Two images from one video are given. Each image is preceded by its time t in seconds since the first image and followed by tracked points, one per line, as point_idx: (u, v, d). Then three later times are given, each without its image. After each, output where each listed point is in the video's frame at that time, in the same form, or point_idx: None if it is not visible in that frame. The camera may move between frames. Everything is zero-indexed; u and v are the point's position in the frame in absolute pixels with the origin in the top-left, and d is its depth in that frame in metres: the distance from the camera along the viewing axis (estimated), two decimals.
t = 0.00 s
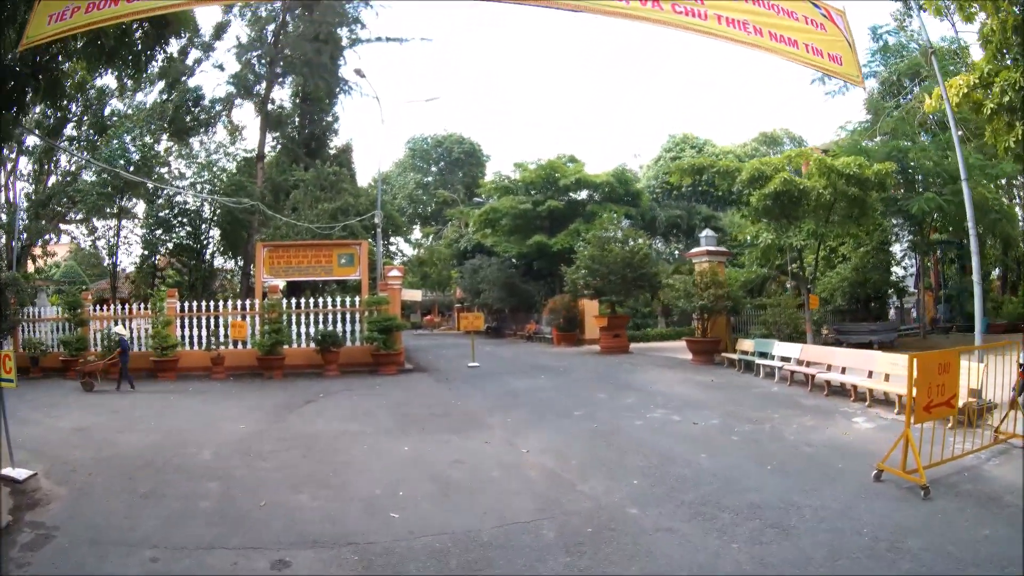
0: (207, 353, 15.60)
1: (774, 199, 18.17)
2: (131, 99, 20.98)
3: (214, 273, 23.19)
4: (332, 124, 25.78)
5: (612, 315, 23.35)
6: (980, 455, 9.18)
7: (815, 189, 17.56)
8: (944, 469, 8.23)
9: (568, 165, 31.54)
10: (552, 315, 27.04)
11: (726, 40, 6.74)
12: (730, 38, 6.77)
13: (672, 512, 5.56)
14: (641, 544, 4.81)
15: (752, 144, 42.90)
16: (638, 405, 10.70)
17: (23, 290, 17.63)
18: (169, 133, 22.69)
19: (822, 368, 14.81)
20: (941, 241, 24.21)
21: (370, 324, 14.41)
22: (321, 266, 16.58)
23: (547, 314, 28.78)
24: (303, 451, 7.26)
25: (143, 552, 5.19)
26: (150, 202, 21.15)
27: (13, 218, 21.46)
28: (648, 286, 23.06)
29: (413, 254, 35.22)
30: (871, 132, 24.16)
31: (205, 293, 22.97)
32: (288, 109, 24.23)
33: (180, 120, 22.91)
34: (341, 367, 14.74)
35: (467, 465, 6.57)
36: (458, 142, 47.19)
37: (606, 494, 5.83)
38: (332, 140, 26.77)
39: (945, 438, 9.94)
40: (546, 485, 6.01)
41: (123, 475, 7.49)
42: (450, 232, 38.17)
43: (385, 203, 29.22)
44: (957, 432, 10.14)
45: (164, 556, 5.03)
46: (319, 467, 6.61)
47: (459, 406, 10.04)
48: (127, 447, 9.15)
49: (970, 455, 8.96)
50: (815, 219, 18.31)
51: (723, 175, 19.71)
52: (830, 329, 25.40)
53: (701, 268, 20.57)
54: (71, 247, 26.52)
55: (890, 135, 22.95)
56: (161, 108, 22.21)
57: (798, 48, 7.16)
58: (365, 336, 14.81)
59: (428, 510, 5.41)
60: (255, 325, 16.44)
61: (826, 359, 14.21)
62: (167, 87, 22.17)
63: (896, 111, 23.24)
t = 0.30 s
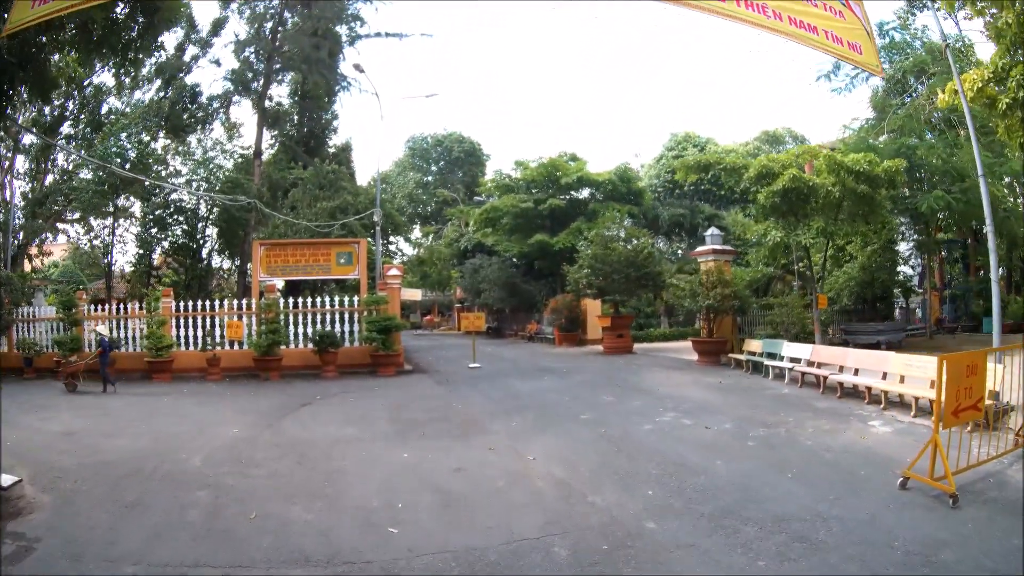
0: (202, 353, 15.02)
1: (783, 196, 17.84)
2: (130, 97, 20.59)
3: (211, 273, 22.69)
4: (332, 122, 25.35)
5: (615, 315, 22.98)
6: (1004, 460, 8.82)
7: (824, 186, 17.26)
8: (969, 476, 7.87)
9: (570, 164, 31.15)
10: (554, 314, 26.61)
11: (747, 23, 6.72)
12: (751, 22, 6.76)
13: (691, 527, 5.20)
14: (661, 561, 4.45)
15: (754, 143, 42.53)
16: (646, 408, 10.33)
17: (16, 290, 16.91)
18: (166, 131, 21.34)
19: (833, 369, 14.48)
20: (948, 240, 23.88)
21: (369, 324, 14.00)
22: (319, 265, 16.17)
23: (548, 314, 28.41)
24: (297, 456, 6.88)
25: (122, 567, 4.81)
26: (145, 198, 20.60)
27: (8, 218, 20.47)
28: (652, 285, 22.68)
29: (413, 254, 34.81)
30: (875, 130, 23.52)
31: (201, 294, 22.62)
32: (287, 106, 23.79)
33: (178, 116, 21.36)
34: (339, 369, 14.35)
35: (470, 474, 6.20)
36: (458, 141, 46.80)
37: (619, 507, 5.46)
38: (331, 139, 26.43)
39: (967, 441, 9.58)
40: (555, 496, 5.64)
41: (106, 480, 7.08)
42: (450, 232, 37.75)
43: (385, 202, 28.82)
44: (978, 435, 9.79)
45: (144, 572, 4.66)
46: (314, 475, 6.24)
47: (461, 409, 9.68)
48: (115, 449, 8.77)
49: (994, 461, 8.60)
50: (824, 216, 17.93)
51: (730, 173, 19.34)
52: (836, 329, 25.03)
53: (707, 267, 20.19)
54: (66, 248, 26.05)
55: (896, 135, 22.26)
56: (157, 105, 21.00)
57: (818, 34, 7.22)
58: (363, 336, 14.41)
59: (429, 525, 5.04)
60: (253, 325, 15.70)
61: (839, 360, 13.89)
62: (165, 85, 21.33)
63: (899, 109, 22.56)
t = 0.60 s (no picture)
0: (199, 354, 14.08)
1: (795, 193, 17.36)
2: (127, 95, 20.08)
3: (210, 272, 22.19)
4: (332, 120, 24.89)
5: (622, 314, 22.56)
6: None
7: (836, 183, 16.82)
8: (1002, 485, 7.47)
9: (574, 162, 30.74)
10: (558, 314, 26.22)
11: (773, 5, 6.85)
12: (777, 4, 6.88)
13: (719, 544, 4.81)
14: None
15: (759, 141, 42.14)
16: (658, 412, 9.92)
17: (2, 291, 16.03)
18: (165, 129, 20.53)
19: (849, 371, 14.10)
20: (956, 240, 23.41)
21: (370, 324, 13.59)
22: (319, 264, 15.71)
23: (553, 314, 28.02)
24: (294, 463, 6.49)
25: None
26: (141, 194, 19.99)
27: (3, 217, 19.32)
28: (659, 284, 22.28)
29: (415, 253, 34.42)
30: (878, 130, 22.42)
31: (199, 293, 22.11)
32: (289, 104, 23.19)
33: (177, 114, 20.44)
34: (340, 370, 13.94)
35: (479, 484, 5.81)
36: (460, 140, 46.43)
37: (640, 522, 5.06)
38: (332, 137, 26.06)
39: (996, 446, 9.16)
40: (571, 509, 5.25)
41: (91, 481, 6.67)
42: (453, 231, 37.31)
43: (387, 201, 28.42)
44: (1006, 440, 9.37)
45: None
46: (312, 485, 5.84)
47: (466, 413, 9.29)
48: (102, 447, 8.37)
49: None
50: (836, 214, 17.54)
51: (740, 170, 18.99)
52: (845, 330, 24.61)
53: (716, 266, 19.78)
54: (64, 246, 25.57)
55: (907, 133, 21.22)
56: (156, 100, 20.16)
57: (843, 20, 7.46)
58: (364, 337, 13.98)
59: (436, 542, 4.64)
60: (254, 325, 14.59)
61: (856, 361, 13.51)
62: (163, 81, 20.44)
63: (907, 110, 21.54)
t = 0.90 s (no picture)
0: (198, 355, 13.47)
1: (809, 189, 17.01)
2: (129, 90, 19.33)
3: (211, 272, 21.45)
4: (336, 118, 24.59)
5: (629, 314, 22.17)
6: None
7: (850, 180, 16.53)
8: None
9: (580, 160, 30.34)
10: (565, 314, 25.76)
11: None
12: None
13: (752, 560, 4.47)
14: None
15: (765, 140, 41.72)
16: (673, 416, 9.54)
17: None
18: (166, 126, 19.61)
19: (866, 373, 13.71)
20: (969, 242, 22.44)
21: (373, 324, 13.22)
22: (321, 263, 15.27)
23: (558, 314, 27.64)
24: (294, 471, 6.12)
25: None
26: (139, 189, 19.30)
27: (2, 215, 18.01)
28: (668, 284, 21.93)
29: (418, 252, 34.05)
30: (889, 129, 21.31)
31: (200, 293, 21.46)
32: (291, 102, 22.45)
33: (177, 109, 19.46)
34: (343, 371, 13.56)
35: (491, 495, 5.45)
36: (464, 139, 46.12)
37: (667, 539, 4.70)
38: (336, 136, 25.74)
39: None
40: (591, 524, 4.89)
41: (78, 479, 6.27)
42: (456, 230, 36.88)
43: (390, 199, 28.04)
44: None
45: None
46: (313, 495, 5.48)
47: (473, 418, 8.92)
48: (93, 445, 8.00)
49: None
50: (851, 211, 17.09)
51: (752, 166, 18.87)
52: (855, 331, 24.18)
53: (726, 265, 19.39)
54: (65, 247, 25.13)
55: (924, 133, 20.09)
56: (155, 96, 19.31)
57: (873, 6, 7.28)
58: (367, 337, 13.61)
59: (448, 560, 4.27)
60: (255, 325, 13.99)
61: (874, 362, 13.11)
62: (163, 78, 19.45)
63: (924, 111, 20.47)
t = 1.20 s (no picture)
0: (197, 356, 12.96)
1: (820, 187, 16.82)
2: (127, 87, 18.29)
3: (211, 271, 20.97)
4: (337, 116, 24.33)
5: (635, 314, 21.83)
6: None
7: (861, 178, 16.18)
8: None
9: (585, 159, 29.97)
10: (569, 314, 25.42)
11: None
12: None
13: None
14: None
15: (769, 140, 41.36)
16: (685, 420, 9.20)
17: None
18: (165, 124, 18.59)
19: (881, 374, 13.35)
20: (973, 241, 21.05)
21: (375, 325, 12.89)
22: (322, 262, 14.85)
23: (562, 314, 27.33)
24: (292, 479, 5.79)
25: None
26: (139, 187, 18.50)
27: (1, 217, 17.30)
28: (675, 284, 21.62)
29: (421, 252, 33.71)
30: (898, 127, 20.17)
31: (200, 293, 20.87)
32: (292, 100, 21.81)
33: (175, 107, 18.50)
34: (344, 373, 13.21)
35: (501, 508, 5.12)
36: (466, 139, 45.72)
37: (694, 557, 4.37)
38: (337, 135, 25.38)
39: None
40: (611, 538, 4.57)
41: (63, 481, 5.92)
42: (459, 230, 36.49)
43: (392, 198, 27.68)
44: None
45: None
46: (312, 507, 5.14)
47: (478, 422, 8.60)
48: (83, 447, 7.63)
49: None
50: (863, 209, 16.65)
51: (761, 164, 18.67)
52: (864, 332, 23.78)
53: (735, 265, 19.07)
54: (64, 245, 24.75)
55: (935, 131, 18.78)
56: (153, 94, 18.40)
57: None
58: (369, 337, 13.25)
59: None
60: (253, 326, 13.50)
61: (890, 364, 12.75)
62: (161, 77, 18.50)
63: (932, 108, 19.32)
